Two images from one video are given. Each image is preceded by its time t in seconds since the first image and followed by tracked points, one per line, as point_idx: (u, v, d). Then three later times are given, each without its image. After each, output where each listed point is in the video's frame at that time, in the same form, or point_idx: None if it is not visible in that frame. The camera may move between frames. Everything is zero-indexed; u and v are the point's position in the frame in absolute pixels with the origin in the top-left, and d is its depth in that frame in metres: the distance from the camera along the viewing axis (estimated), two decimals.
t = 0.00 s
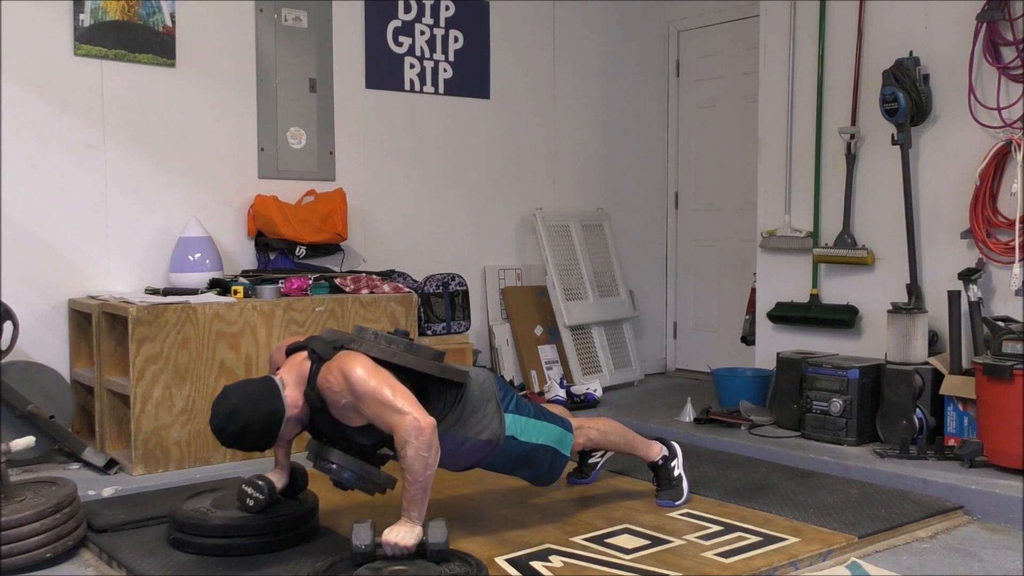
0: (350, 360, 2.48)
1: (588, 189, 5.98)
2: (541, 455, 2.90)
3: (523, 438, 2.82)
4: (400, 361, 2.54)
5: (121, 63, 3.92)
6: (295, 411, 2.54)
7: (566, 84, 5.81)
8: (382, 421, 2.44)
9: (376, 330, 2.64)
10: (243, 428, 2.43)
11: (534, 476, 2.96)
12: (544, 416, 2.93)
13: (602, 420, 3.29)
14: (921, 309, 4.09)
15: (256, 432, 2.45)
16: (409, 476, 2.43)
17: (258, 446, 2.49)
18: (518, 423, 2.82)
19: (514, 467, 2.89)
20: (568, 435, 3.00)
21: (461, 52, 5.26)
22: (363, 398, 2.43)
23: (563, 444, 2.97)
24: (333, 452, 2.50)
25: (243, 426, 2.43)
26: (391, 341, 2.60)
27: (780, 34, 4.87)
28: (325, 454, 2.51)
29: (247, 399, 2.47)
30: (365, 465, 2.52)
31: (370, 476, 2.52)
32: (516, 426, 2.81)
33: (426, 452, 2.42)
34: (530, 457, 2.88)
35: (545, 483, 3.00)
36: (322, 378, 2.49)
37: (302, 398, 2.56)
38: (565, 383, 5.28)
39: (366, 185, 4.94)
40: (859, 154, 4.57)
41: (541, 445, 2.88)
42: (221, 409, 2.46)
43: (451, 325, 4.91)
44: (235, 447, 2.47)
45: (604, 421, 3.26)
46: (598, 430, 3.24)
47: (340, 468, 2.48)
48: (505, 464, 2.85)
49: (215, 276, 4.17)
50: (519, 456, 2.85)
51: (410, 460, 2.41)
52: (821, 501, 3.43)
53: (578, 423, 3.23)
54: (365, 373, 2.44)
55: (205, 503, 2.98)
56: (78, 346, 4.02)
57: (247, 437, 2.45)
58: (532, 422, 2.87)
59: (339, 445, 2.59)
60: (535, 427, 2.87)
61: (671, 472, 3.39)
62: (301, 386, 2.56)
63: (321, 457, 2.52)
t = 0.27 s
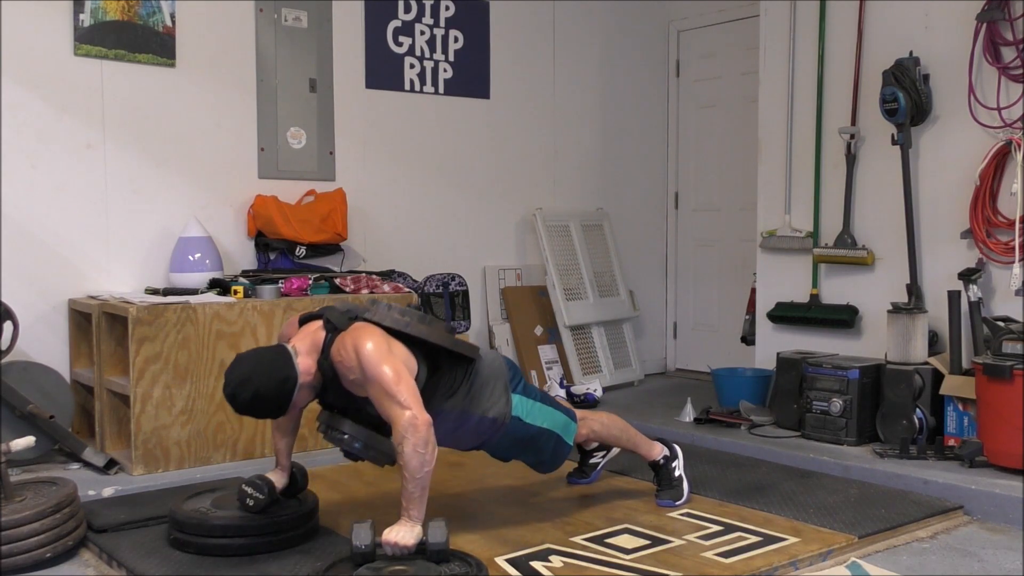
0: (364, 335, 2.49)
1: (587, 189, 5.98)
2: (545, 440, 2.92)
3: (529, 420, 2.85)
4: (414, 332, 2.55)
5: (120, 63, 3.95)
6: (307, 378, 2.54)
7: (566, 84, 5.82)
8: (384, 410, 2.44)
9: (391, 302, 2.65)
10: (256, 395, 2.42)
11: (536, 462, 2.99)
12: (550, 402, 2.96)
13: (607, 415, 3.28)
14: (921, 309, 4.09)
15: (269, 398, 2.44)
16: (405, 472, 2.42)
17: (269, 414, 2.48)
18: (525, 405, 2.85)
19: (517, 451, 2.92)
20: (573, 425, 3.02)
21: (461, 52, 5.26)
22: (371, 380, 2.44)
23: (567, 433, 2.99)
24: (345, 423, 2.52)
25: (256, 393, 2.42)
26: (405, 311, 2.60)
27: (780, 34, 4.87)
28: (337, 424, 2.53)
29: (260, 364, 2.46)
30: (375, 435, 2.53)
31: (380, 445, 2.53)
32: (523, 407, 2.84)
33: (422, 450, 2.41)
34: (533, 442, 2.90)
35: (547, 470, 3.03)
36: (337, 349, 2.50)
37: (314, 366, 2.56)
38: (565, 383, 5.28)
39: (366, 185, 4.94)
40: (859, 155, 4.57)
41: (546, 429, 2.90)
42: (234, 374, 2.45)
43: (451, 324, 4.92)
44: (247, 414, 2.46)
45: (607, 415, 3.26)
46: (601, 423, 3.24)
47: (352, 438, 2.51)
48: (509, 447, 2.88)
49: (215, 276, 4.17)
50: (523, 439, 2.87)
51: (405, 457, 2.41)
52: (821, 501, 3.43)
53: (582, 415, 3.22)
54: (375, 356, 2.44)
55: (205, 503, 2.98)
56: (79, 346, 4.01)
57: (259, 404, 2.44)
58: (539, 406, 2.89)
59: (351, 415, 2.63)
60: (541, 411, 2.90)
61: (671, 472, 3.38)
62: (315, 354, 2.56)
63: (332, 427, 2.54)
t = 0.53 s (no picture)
0: (376, 314, 2.51)
1: (587, 189, 5.98)
2: (555, 410, 2.99)
3: (541, 386, 2.92)
4: (428, 295, 2.61)
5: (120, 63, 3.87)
6: (326, 352, 2.54)
7: (566, 85, 5.81)
8: (383, 401, 2.45)
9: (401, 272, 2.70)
10: (277, 367, 2.43)
11: (546, 433, 3.05)
12: (561, 374, 3.03)
13: (616, 401, 3.31)
14: (921, 309, 4.09)
15: (289, 372, 2.44)
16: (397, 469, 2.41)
17: (291, 388, 2.49)
18: (538, 371, 2.92)
19: (528, 419, 2.99)
20: (583, 402, 3.09)
21: (461, 52, 5.26)
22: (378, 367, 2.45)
23: (577, 409, 3.07)
24: (368, 395, 2.62)
25: (276, 365, 2.43)
26: (417, 276, 2.66)
27: (780, 35, 4.88)
28: (361, 397, 2.64)
29: (281, 338, 2.47)
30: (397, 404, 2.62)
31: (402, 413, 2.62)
32: (535, 373, 2.91)
33: (414, 448, 2.41)
34: (543, 412, 2.97)
35: (558, 442, 3.09)
36: (354, 327, 2.53)
37: (333, 340, 2.55)
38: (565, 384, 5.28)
39: (366, 185, 4.94)
40: (859, 155, 4.57)
41: (556, 399, 2.97)
42: (254, 348, 2.46)
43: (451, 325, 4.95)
44: (266, 388, 2.47)
45: (616, 401, 3.29)
46: (609, 408, 3.26)
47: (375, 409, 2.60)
48: (521, 414, 2.95)
49: (215, 276, 4.21)
50: (533, 407, 2.94)
51: (397, 453, 2.40)
52: (821, 501, 3.43)
53: (592, 397, 3.24)
54: (383, 341, 2.45)
55: (205, 503, 2.97)
56: (78, 347, 4.03)
57: (281, 378, 2.44)
58: (550, 374, 2.97)
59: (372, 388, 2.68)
60: (553, 381, 2.97)
61: (675, 473, 3.38)
62: (334, 329, 2.56)
63: (358, 398, 2.64)
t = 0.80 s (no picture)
0: (388, 313, 2.52)
1: (587, 189, 5.98)
2: (567, 401, 2.99)
3: (552, 375, 2.93)
4: (428, 284, 2.65)
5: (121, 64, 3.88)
6: (342, 352, 2.53)
7: (566, 85, 5.81)
8: (389, 399, 2.45)
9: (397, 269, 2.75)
10: (293, 363, 2.43)
11: (555, 420, 3.07)
12: (572, 364, 3.04)
13: (625, 397, 3.31)
14: (921, 309, 4.09)
15: (305, 368, 2.43)
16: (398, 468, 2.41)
17: (308, 386, 2.48)
18: (549, 360, 2.93)
19: (539, 406, 2.99)
20: (592, 394, 3.11)
21: (461, 52, 5.26)
22: (388, 365, 2.46)
23: (588, 400, 3.08)
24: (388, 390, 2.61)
25: (292, 361, 2.42)
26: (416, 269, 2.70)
27: (780, 35, 4.87)
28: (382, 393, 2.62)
29: (298, 335, 2.46)
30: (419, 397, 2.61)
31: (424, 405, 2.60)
32: (546, 361, 2.92)
33: (417, 448, 2.41)
34: (554, 401, 2.97)
35: (568, 430, 3.13)
36: (369, 326, 2.54)
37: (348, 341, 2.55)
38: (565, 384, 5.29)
39: (366, 185, 4.94)
40: (859, 155, 4.57)
41: (567, 389, 2.98)
42: (270, 346, 2.46)
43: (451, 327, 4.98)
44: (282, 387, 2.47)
45: (626, 397, 3.29)
46: (618, 404, 3.27)
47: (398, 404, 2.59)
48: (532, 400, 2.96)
49: (215, 276, 4.18)
50: (544, 395, 2.94)
51: (399, 452, 2.39)
52: (821, 501, 3.43)
53: (602, 392, 3.25)
54: (393, 339, 2.45)
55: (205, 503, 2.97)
56: (79, 346, 4.03)
57: (297, 375, 2.44)
58: (562, 364, 2.98)
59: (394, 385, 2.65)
60: (564, 370, 2.98)
61: (678, 473, 3.38)
62: (348, 332, 2.56)
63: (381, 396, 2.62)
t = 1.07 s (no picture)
0: (387, 313, 2.51)
1: (587, 189, 5.98)
2: (560, 409, 3.00)
3: (546, 386, 2.92)
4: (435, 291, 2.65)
5: (121, 63, 3.93)
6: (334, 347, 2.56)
7: (566, 85, 5.82)
8: (388, 399, 2.45)
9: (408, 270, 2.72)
10: (284, 351, 2.43)
11: (549, 428, 3.07)
12: (567, 374, 3.03)
13: (618, 401, 3.32)
14: (921, 309, 4.09)
15: (296, 358, 2.44)
16: (397, 468, 2.41)
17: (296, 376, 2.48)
18: (543, 372, 2.92)
19: (532, 415, 2.99)
20: (586, 401, 3.10)
21: (461, 52, 5.26)
22: (387, 365, 2.46)
23: (581, 408, 3.07)
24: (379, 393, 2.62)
25: (284, 348, 2.43)
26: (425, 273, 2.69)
27: (780, 34, 4.87)
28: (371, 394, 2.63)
29: (292, 324, 2.47)
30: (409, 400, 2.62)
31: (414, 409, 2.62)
32: (540, 373, 2.91)
33: (416, 448, 2.41)
34: (547, 409, 2.98)
35: (560, 438, 3.13)
36: (368, 325, 2.53)
37: (343, 336, 2.58)
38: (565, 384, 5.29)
39: (367, 185, 4.94)
40: (859, 155, 4.57)
41: (560, 398, 2.98)
42: (263, 330, 2.46)
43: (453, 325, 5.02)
44: (271, 373, 2.47)
45: (619, 401, 3.30)
46: (613, 408, 3.28)
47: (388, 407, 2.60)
48: (526, 410, 2.96)
49: (215, 276, 4.17)
50: (537, 405, 2.94)
51: (399, 452, 2.40)
52: (821, 501, 3.43)
53: (596, 397, 3.25)
54: (393, 340, 2.45)
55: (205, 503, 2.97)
56: (79, 346, 4.02)
57: (288, 363, 2.44)
58: (556, 374, 2.97)
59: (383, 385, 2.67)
60: (558, 381, 2.97)
61: (677, 472, 3.38)
62: (345, 327, 2.58)
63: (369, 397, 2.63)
